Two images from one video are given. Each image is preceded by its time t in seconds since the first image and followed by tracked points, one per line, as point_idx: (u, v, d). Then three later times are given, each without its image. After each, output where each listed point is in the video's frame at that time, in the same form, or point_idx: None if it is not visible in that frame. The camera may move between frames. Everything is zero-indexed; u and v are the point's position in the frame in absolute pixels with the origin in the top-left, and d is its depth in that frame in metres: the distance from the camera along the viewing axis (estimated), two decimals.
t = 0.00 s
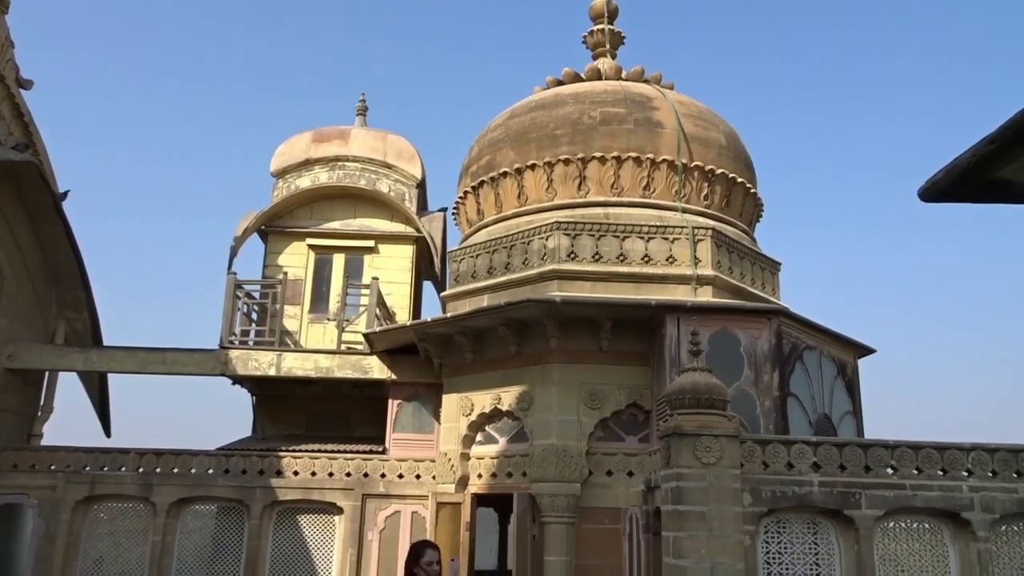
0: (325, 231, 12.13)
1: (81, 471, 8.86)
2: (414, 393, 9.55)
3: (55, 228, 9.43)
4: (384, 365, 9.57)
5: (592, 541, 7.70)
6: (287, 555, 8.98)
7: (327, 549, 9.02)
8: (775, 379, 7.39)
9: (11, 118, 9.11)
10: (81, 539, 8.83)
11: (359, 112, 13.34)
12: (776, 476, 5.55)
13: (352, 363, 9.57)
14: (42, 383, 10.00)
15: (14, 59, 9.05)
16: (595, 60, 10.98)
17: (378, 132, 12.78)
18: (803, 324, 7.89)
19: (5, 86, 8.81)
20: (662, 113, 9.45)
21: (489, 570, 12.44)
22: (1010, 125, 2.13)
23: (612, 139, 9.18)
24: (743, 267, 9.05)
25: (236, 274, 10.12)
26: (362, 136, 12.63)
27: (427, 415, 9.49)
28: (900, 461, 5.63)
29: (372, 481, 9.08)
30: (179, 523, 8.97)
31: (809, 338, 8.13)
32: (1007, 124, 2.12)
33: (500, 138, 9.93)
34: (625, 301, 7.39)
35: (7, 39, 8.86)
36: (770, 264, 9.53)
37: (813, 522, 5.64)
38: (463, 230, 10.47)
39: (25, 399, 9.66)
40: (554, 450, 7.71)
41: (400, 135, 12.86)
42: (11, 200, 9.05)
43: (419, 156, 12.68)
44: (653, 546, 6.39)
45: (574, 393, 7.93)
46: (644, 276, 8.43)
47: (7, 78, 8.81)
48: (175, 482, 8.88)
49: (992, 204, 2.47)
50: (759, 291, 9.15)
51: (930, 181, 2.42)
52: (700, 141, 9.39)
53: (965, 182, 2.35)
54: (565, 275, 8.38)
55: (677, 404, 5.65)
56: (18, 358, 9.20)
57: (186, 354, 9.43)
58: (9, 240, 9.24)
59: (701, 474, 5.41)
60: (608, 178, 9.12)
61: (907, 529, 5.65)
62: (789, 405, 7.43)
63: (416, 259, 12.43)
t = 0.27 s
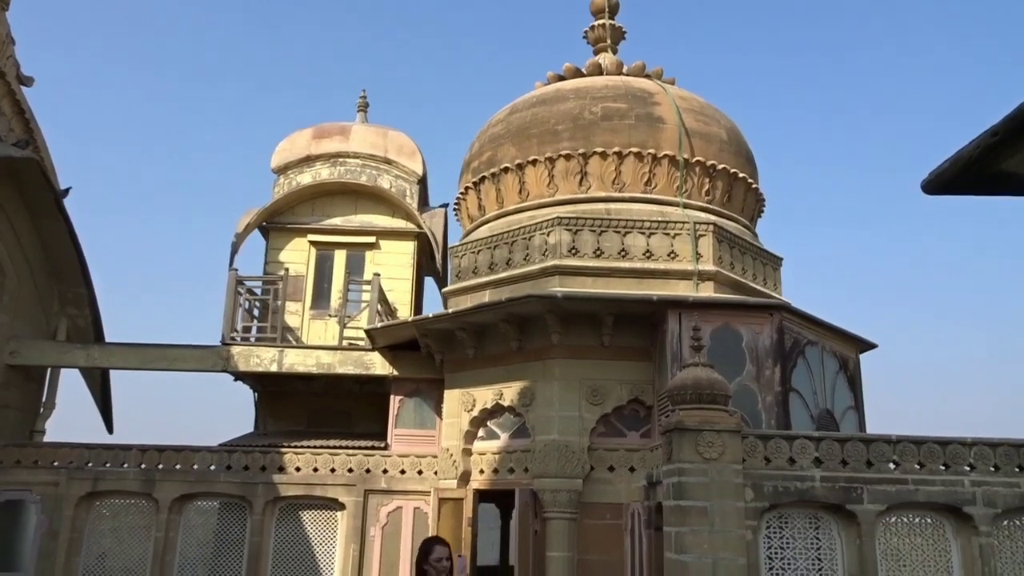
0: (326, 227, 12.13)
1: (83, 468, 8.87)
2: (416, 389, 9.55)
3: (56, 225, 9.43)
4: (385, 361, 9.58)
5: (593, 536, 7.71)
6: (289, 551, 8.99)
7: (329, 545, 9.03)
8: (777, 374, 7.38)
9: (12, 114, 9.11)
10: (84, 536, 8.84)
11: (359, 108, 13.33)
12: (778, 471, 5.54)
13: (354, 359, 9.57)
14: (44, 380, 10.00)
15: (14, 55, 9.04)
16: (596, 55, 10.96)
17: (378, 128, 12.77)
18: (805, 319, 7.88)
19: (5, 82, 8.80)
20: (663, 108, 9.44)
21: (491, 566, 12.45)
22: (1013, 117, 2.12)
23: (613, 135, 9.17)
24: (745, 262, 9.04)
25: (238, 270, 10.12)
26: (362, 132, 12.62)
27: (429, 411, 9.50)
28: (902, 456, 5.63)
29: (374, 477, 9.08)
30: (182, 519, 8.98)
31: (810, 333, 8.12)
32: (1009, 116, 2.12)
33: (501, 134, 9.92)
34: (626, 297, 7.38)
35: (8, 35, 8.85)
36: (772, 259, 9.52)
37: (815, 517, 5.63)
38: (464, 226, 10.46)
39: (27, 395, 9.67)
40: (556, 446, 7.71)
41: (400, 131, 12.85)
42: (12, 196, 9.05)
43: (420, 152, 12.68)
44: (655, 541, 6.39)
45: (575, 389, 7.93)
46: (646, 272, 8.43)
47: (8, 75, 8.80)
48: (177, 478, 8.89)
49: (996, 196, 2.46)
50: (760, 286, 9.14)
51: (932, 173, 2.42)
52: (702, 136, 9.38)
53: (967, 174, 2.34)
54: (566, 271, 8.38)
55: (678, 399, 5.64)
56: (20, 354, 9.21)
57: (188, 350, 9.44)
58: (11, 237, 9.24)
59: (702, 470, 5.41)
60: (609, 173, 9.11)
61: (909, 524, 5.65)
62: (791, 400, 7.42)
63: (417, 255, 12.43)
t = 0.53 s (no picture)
0: (327, 221, 12.13)
1: (86, 462, 8.89)
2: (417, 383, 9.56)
3: (57, 219, 9.43)
4: (387, 355, 9.58)
5: (595, 529, 7.72)
6: (292, 544, 9.01)
7: (331, 539, 9.05)
8: (778, 367, 7.38)
9: (12, 108, 9.10)
10: (87, 530, 8.87)
11: (359, 102, 13.31)
12: (779, 464, 5.55)
13: (355, 353, 9.58)
14: (47, 374, 10.02)
15: (14, 50, 9.03)
16: (597, 48, 10.93)
17: (379, 122, 12.75)
18: (806, 312, 7.88)
19: (5, 77, 8.79)
20: (664, 101, 9.42)
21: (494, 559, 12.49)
22: (1015, 109, 2.13)
23: (614, 128, 9.15)
24: (746, 255, 9.03)
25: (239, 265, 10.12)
26: (363, 125, 12.60)
27: (431, 405, 9.50)
28: (904, 449, 5.64)
29: (376, 470, 9.10)
30: (184, 513, 9.00)
31: (812, 326, 8.12)
32: (1012, 107, 2.13)
33: (502, 127, 9.90)
34: (628, 290, 7.37)
35: (7, 30, 8.83)
36: (773, 252, 9.51)
37: (816, 510, 5.64)
38: (466, 220, 10.45)
39: (29, 390, 9.68)
40: (557, 439, 7.72)
41: (401, 125, 12.83)
42: (13, 191, 9.04)
43: (420, 146, 12.66)
44: (657, 534, 6.40)
45: (577, 382, 7.93)
46: (647, 265, 8.42)
47: (7, 69, 8.78)
48: (180, 472, 8.91)
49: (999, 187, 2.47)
50: (762, 279, 9.14)
51: (935, 164, 2.43)
52: (703, 129, 9.36)
53: (970, 165, 2.35)
54: (567, 264, 8.37)
55: (680, 392, 5.64)
56: (22, 349, 9.22)
57: (190, 344, 9.45)
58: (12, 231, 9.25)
59: (704, 463, 5.41)
60: (610, 166, 9.09)
61: (911, 516, 5.66)
62: (792, 393, 7.43)
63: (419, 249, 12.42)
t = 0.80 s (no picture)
0: (328, 215, 12.12)
1: (89, 456, 8.92)
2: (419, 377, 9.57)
3: (58, 214, 9.44)
4: (388, 349, 9.59)
5: (597, 523, 7.74)
6: (294, 537, 9.04)
7: (333, 532, 9.08)
8: (780, 361, 7.39)
9: (13, 103, 9.10)
10: (90, 523, 8.90)
11: (361, 96, 13.29)
12: (781, 458, 5.56)
13: (357, 348, 9.59)
14: (49, 369, 10.04)
15: (15, 44, 9.01)
16: (598, 42, 10.91)
17: (380, 116, 12.74)
18: (808, 305, 7.88)
19: (6, 71, 8.78)
20: (665, 94, 9.40)
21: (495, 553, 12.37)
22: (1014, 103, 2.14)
23: (616, 122, 9.13)
24: (748, 249, 9.02)
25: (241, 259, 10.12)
26: (364, 120, 12.59)
27: (433, 399, 9.50)
28: (905, 442, 5.64)
29: (378, 464, 9.12)
30: (187, 506, 9.03)
31: (813, 320, 8.12)
32: (1012, 100, 2.14)
33: (504, 121, 9.89)
34: (629, 284, 7.38)
35: (7, 24, 8.82)
36: (774, 246, 9.51)
37: (817, 503, 5.65)
38: (467, 214, 10.45)
39: (32, 384, 9.70)
40: (559, 433, 7.74)
41: (402, 119, 12.82)
42: (15, 186, 9.05)
43: (422, 140, 12.66)
44: (658, 527, 6.42)
45: (578, 376, 7.94)
46: (649, 259, 8.42)
47: (8, 64, 8.77)
48: (182, 466, 8.94)
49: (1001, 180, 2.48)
50: (763, 273, 9.13)
51: (937, 158, 2.45)
52: (704, 122, 9.35)
53: (971, 159, 2.37)
54: (569, 258, 8.37)
55: (681, 386, 5.65)
56: (24, 343, 9.23)
57: (192, 338, 9.46)
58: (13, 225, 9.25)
59: (705, 456, 5.43)
60: (612, 160, 9.08)
61: (912, 510, 5.67)
62: (793, 386, 7.44)
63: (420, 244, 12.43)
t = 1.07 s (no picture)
0: (330, 210, 12.13)
1: (91, 450, 8.94)
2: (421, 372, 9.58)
3: (60, 209, 9.44)
4: (390, 344, 9.60)
5: (598, 517, 7.76)
6: (296, 531, 9.07)
7: (335, 526, 9.10)
8: (781, 355, 7.39)
9: (14, 98, 9.10)
10: (93, 518, 8.93)
11: (362, 91, 13.28)
12: (782, 452, 5.56)
13: (358, 342, 9.60)
14: (51, 364, 10.06)
15: (16, 39, 9.01)
16: (600, 36, 10.89)
17: (381, 111, 12.73)
18: (809, 300, 7.88)
19: (7, 66, 8.77)
20: (667, 88, 9.39)
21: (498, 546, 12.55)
22: (1015, 96, 2.15)
23: (617, 116, 9.12)
24: (749, 244, 9.02)
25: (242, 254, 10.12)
26: (366, 114, 12.58)
27: (434, 393, 9.51)
28: (906, 436, 5.65)
29: (379, 459, 9.14)
30: (189, 501, 9.06)
31: (814, 314, 8.12)
32: (1013, 94, 2.14)
33: (505, 116, 9.88)
34: (630, 279, 7.38)
35: (8, 19, 8.81)
36: (776, 240, 9.50)
37: (818, 497, 5.66)
38: (468, 209, 10.45)
39: (35, 379, 9.72)
40: (560, 427, 7.74)
41: (403, 114, 12.81)
42: (16, 181, 9.05)
43: (423, 135, 12.65)
44: (659, 521, 6.43)
45: (579, 370, 7.95)
46: (650, 254, 8.42)
47: (9, 59, 8.77)
48: (184, 461, 8.96)
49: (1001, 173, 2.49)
50: (765, 267, 9.13)
51: (937, 151, 2.45)
52: (706, 117, 9.33)
53: (972, 152, 2.37)
54: (570, 253, 8.37)
55: (683, 380, 5.66)
56: (26, 338, 9.25)
57: (193, 333, 9.47)
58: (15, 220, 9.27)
59: (706, 450, 5.44)
60: (613, 155, 9.07)
61: (912, 503, 5.68)
62: (794, 380, 7.44)
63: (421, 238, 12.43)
